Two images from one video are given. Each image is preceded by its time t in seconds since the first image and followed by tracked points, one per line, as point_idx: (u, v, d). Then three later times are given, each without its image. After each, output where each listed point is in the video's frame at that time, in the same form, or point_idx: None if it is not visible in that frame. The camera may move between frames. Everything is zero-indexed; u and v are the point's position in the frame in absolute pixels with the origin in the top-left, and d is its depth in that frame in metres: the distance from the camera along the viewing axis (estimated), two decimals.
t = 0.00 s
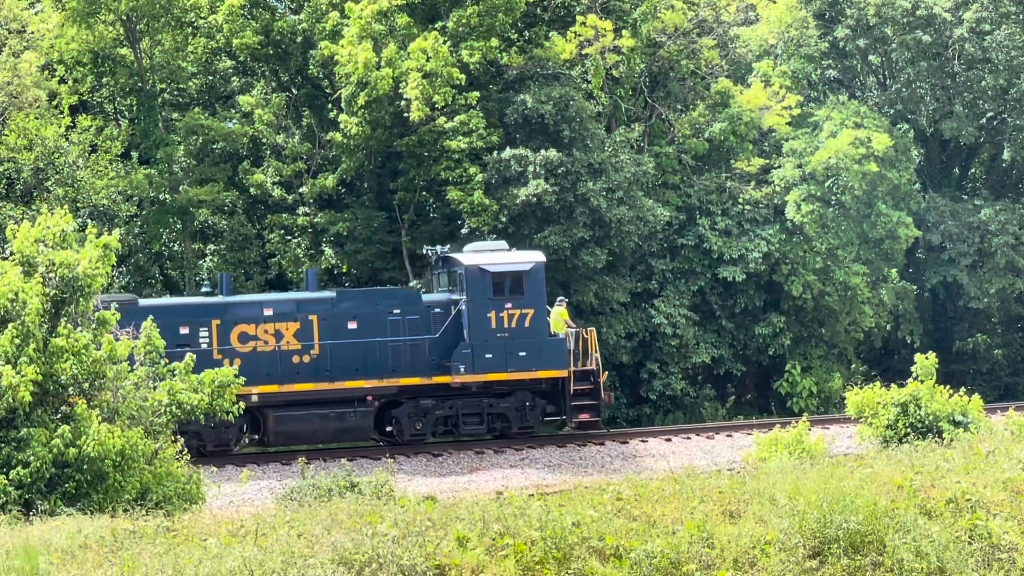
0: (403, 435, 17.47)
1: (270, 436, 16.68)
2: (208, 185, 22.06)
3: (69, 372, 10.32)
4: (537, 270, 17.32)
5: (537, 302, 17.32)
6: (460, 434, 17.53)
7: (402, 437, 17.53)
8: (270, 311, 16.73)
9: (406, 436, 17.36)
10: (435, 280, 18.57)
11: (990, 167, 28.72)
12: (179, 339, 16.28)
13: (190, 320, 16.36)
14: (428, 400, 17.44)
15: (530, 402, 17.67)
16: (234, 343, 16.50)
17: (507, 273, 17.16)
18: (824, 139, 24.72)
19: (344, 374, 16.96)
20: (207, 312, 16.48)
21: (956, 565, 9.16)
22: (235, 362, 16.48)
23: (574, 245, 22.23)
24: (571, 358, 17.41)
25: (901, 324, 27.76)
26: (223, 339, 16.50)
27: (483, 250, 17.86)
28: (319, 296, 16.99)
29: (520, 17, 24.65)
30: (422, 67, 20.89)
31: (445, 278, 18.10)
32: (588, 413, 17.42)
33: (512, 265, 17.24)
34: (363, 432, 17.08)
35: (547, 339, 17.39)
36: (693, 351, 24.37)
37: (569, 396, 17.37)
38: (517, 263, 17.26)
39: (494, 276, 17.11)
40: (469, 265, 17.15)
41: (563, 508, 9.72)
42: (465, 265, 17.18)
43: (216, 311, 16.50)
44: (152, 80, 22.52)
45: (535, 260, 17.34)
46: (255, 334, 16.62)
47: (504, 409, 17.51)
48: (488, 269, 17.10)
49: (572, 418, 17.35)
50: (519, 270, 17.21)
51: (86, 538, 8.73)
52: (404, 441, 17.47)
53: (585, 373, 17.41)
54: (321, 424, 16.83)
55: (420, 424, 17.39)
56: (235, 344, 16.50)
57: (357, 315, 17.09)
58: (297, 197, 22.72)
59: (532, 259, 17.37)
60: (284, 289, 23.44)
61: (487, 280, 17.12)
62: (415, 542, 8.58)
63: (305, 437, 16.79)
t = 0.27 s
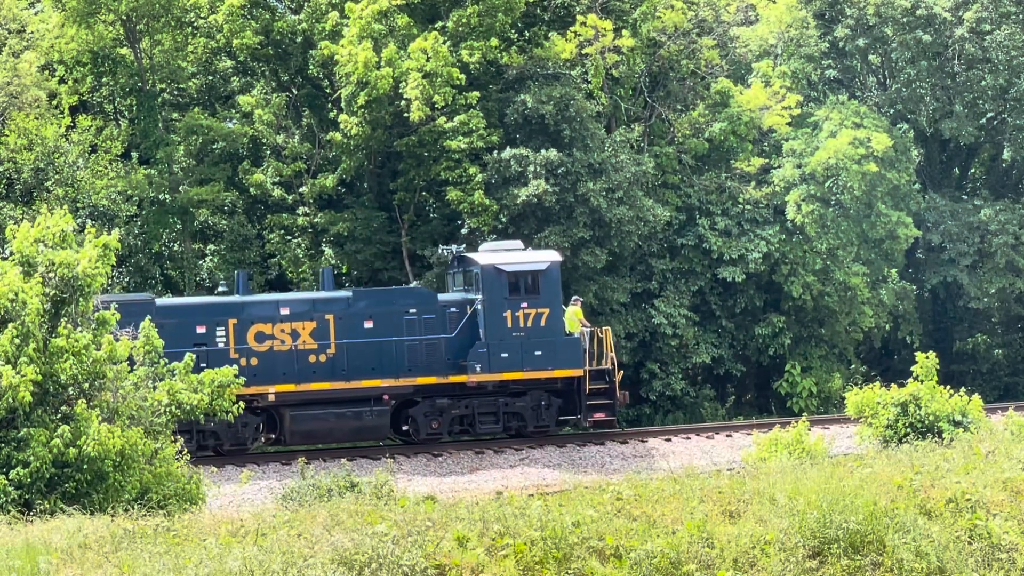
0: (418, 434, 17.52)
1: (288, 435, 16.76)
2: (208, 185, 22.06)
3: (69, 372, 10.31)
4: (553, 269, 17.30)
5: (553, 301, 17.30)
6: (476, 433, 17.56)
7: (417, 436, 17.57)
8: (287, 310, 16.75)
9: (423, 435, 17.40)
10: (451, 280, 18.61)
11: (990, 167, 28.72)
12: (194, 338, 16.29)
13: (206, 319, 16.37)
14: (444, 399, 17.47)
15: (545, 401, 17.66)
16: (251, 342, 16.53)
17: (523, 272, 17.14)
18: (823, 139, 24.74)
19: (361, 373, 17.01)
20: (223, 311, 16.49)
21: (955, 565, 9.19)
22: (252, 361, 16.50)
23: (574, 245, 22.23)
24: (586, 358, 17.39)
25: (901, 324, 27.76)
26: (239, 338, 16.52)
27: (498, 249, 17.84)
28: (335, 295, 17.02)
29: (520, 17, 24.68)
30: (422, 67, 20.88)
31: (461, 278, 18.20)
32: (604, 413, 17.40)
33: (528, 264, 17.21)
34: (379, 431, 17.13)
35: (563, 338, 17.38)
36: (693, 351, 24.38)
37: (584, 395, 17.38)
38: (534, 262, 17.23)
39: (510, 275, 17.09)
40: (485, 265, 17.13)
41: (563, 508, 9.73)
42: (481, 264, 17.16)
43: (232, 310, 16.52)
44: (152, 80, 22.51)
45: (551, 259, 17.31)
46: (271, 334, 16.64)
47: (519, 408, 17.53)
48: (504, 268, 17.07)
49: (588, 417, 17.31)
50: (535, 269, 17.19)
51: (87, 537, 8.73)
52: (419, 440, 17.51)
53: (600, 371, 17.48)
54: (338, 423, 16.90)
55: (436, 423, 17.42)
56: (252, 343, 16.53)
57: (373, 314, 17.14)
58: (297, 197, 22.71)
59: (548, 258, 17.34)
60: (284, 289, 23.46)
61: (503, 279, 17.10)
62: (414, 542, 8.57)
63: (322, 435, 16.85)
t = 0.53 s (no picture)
0: (434, 433, 17.43)
1: (304, 434, 16.74)
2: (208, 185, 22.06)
3: (69, 372, 10.31)
4: (569, 268, 17.32)
5: (569, 301, 17.34)
6: (492, 433, 17.52)
7: (433, 435, 17.49)
8: (303, 309, 16.80)
9: (439, 434, 17.30)
10: (466, 279, 18.65)
11: (990, 167, 28.73)
12: (211, 337, 16.36)
13: (223, 319, 16.43)
14: (460, 398, 17.43)
15: (561, 400, 17.65)
16: (268, 341, 16.58)
17: (538, 271, 17.17)
18: (823, 139, 24.72)
19: (377, 372, 17.05)
20: (240, 310, 16.56)
21: (956, 565, 9.20)
22: (268, 360, 16.55)
23: (574, 245, 22.23)
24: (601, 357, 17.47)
25: (901, 324, 27.76)
26: (256, 337, 16.58)
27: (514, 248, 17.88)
28: (351, 295, 17.05)
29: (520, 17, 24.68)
30: (422, 67, 20.88)
31: (475, 277, 18.24)
32: (619, 411, 17.62)
33: (543, 263, 17.25)
34: (396, 430, 17.11)
35: (579, 337, 17.42)
36: (693, 351, 24.39)
37: (600, 395, 17.55)
38: (549, 262, 17.26)
39: (526, 274, 17.13)
40: (501, 264, 17.17)
41: (563, 508, 9.72)
42: (497, 263, 17.21)
43: (249, 309, 16.58)
44: (151, 81, 22.49)
45: (567, 258, 17.33)
46: (288, 333, 16.70)
47: (535, 407, 17.51)
48: (520, 267, 17.11)
49: (604, 416, 17.51)
50: (551, 268, 17.21)
51: (87, 537, 8.72)
52: (435, 440, 17.42)
53: (615, 371, 17.64)
54: (354, 422, 16.87)
55: (452, 422, 17.35)
56: (268, 342, 16.58)
57: (389, 313, 17.17)
58: (297, 197, 22.71)
59: (563, 257, 17.37)
60: (284, 289, 23.46)
61: (519, 278, 17.14)
62: (415, 542, 8.57)
63: (338, 435, 16.82)
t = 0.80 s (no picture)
0: (450, 432, 17.45)
1: (320, 434, 16.78)
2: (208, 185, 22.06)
3: (69, 372, 10.31)
4: (583, 268, 17.34)
5: (583, 300, 17.36)
6: (507, 432, 17.54)
7: (448, 434, 17.51)
8: (318, 309, 16.87)
9: (454, 433, 17.33)
10: (480, 278, 18.72)
11: (990, 167, 28.75)
12: (227, 336, 16.42)
13: (238, 318, 16.50)
14: (476, 398, 17.45)
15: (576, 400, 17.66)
16: (283, 340, 16.65)
17: (553, 271, 17.20)
18: (823, 139, 24.71)
19: (392, 371, 17.08)
20: (256, 309, 16.65)
21: (956, 565, 9.21)
22: (284, 359, 16.61)
23: (574, 245, 22.24)
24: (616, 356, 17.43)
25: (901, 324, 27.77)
26: (272, 337, 16.65)
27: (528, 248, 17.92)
28: (366, 295, 17.13)
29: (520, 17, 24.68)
30: (422, 67, 20.87)
31: (490, 276, 18.30)
32: (634, 411, 17.53)
33: (559, 263, 17.28)
34: (411, 430, 17.09)
35: (593, 336, 17.41)
36: (693, 351, 24.41)
37: (614, 394, 17.48)
38: (563, 261, 17.29)
39: (540, 274, 17.15)
40: (515, 264, 17.19)
41: (563, 509, 9.72)
42: (511, 263, 17.22)
43: (265, 308, 16.67)
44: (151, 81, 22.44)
45: (581, 258, 17.36)
46: (303, 333, 16.76)
47: (550, 406, 17.52)
48: (535, 266, 17.13)
49: (618, 416, 17.45)
50: (565, 267, 17.24)
51: (87, 537, 8.72)
52: (450, 439, 17.43)
53: (629, 370, 17.57)
54: (369, 421, 16.87)
55: (467, 421, 17.36)
56: (284, 342, 16.65)
57: (405, 313, 17.21)
58: (297, 198, 22.70)
59: (578, 257, 17.40)
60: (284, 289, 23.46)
61: (533, 277, 17.15)
62: (415, 542, 8.58)
63: (354, 434, 16.82)
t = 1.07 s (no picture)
0: (465, 431, 17.47)
1: (336, 432, 16.78)
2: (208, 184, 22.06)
3: (69, 371, 10.31)
4: (598, 267, 17.46)
5: (598, 299, 17.49)
6: (522, 430, 17.62)
7: (464, 434, 17.53)
8: (334, 308, 16.86)
9: (470, 432, 17.37)
10: (495, 278, 18.77)
11: (989, 167, 28.76)
12: (243, 335, 16.41)
13: (255, 317, 16.48)
14: (491, 396, 17.53)
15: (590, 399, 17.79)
16: (300, 339, 16.67)
17: (569, 270, 17.32)
18: (823, 139, 24.70)
19: (408, 370, 17.10)
20: (273, 308, 16.63)
21: (956, 565, 9.21)
22: (300, 358, 16.62)
23: (574, 245, 22.23)
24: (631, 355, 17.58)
25: (901, 324, 27.78)
26: (288, 336, 16.65)
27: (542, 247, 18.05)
28: (382, 294, 17.11)
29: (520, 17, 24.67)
30: (422, 66, 20.86)
31: (505, 276, 18.36)
32: (648, 410, 17.59)
33: (574, 262, 17.40)
34: (427, 428, 17.10)
35: (608, 335, 17.55)
36: (693, 351, 24.43)
37: (629, 393, 17.58)
38: (578, 261, 17.41)
39: (555, 273, 17.26)
40: (530, 263, 17.29)
41: (562, 508, 9.72)
42: (527, 262, 17.32)
43: (281, 307, 16.67)
44: (151, 80, 22.43)
45: (596, 257, 17.48)
46: (319, 331, 16.77)
47: (565, 405, 17.65)
48: (550, 266, 17.24)
49: (632, 414, 17.52)
50: (581, 267, 17.36)
51: (87, 537, 8.72)
52: (466, 438, 17.46)
53: (643, 369, 17.68)
54: (386, 420, 16.89)
55: (483, 419, 17.44)
56: (300, 341, 16.66)
57: (420, 312, 17.20)
58: (297, 197, 22.69)
59: (593, 256, 17.53)
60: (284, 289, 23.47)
61: (549, 276, 17.26)
62: (415, 542, 8.59)
63: (370, 432, 16.84)
